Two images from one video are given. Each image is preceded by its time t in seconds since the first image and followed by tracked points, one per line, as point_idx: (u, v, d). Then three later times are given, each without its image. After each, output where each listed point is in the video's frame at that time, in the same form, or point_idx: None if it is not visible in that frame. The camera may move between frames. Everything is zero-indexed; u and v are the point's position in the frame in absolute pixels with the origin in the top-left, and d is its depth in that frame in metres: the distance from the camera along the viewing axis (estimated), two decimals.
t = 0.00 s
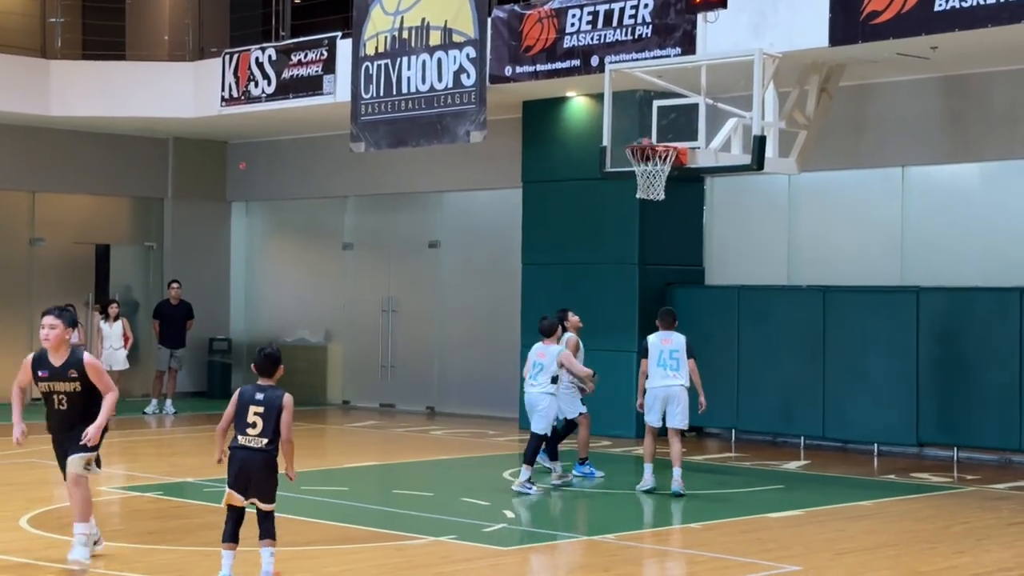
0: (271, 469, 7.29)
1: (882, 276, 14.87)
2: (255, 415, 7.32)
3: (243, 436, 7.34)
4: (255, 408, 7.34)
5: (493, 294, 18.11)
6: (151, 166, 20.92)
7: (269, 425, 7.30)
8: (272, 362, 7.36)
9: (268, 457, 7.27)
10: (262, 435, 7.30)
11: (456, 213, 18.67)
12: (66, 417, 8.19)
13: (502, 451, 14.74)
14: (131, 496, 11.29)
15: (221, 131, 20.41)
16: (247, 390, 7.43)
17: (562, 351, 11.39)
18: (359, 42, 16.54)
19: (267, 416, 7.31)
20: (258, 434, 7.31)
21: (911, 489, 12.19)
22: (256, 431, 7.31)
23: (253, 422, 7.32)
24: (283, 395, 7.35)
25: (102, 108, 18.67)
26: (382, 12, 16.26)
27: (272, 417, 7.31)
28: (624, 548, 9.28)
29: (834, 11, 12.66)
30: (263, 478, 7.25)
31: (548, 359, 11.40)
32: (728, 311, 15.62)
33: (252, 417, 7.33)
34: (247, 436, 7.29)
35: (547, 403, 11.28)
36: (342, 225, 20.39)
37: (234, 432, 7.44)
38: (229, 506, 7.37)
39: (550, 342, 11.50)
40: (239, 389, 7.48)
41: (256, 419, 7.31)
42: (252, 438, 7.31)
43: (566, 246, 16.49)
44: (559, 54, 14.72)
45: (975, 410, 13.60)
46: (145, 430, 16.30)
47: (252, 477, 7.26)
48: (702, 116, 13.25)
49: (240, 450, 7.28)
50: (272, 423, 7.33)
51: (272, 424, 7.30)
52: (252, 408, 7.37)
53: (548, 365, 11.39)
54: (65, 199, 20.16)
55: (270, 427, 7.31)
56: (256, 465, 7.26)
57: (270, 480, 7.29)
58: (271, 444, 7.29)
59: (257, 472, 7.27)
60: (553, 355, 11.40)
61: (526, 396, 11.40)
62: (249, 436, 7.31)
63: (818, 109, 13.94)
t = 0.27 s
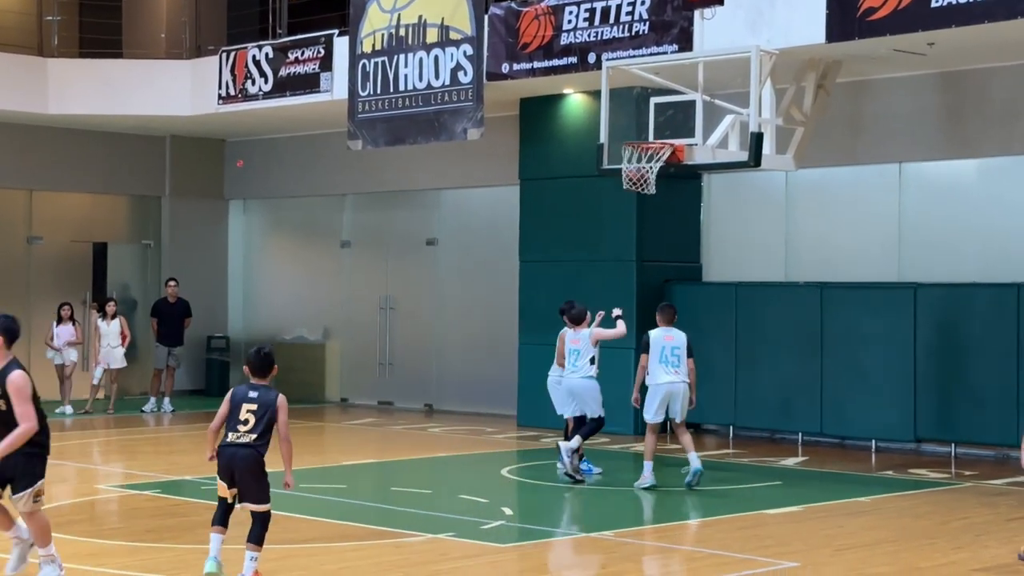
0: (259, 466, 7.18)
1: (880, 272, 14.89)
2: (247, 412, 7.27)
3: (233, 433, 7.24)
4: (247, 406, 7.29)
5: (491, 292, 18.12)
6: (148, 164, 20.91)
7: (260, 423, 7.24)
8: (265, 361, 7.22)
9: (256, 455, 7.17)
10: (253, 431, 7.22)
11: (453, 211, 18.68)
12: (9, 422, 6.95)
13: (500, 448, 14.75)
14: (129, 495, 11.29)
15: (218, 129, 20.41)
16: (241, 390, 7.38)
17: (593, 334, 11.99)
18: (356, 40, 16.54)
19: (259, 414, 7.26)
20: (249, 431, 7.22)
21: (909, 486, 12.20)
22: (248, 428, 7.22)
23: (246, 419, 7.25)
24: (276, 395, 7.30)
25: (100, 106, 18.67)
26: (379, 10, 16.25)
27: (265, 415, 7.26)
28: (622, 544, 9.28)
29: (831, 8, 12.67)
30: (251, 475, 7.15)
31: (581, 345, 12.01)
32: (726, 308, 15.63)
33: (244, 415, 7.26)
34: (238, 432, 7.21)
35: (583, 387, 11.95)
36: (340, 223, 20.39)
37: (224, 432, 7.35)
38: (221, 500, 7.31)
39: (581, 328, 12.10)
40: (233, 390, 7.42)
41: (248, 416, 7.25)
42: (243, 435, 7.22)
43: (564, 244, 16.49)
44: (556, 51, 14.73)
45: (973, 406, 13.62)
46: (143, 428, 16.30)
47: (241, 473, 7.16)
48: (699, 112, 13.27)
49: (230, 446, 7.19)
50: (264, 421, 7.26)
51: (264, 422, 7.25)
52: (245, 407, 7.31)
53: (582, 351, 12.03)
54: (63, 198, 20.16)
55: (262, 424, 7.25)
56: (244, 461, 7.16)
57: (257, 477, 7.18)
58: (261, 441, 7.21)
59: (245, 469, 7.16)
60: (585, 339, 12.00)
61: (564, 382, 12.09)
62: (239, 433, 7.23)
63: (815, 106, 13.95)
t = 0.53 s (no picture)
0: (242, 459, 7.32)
1: (875, 266, 14.90)
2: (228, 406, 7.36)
3: (216, 429, 7.36)
4: (228, 401, 7.37)
5: (486, 287, 18.13)
6: (143, 160, 20.89)
7: (241, 417, 7.34)
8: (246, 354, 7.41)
9: (238, 448, 7.30)
10: (235, 426, 7.34)
11: (449, 206, 18.68)
12: None
13: (496, 444, 14.77)
14: (125, 491, 11.29)
15: (213, 125, 20.39)
16: (222, 382, 7.46)
17: (624, 334, 11.86)
18: (351, 36, 16.53)
19: (240, 407, 7.35)
20: (232, 426, 7.33)
21: (904, 479, 12.23)
22: (230, 424, 7.34)
23: (228, 414, 7.35)
24: (256, 388, 7.38)
25: (95, 102, 18.64)
26: (373, 6, 16.25)
27: (246, 409, 7.35)
28: (618, 539, 9.30)
29: (826, 2, 12.67)
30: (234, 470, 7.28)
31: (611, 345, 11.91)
32: (722, 303, 15.64)
33: (226, 410, 7.36)
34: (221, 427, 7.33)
35: (616, 388, 11.92)
36: (335, 219, 20.38)
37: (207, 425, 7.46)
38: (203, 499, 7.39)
39: (610, 327, 11.96)
40: (214, 381, 7.50)
41: (230, 412, 7.34)
42: (226, 430, 7.34)
43: (559, 239, 16.50)
44: (551, 46, 14.73)
45: (968, 399, 13.64)
46: (139, 424, 16.30)
47: (225, 469, 7.30)
48: (694, 107, 13.28)
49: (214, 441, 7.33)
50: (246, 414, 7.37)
51: (245, 416, 7.35)
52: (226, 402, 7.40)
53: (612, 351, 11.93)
54: (58, 194, 20.14)
55: (243, 418, 7.35)
56: (227, 456, 7.30)
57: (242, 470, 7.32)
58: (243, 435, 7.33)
59: (228, 462, 7.29)
60: (617, 340, 11.88)
61: (595, 380, 12.06)
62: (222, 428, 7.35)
63: (810, 100, 13.97)
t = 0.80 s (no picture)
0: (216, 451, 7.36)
1: (871, 260, 14.91)
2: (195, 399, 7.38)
3: (189, 422, 7.41)
4: (195, 393, 7.38)
5: (482, 283, 18.12)
6: (137, 157, 20.85)
7: (208, 409, 7.35)
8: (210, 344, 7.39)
9: (209, 440, 7.34)
10: (204, 418, 7.36)
11: (443, 202, 18.67)
12: None
13: (492, 439, 14.77)
14: (121, 488, 11.28)
15: (207, 121, 20.36)
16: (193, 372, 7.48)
17: (665, 321, 12.18)
18: (345, 32, 16.51)
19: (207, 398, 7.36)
20: (201, 418, 7.36)
21: (900, 473, 12.24)
22: (198, 416, 7.37)
23: (196, 407, 7.37)
24: (217, 375, 7.34)
25: (88, 98, 18.60)
26: (368, 2, 16.23)
27: (211, 400, 7.34)
28: (614, 534, 9.31)
29: None
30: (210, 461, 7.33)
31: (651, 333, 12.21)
32: (717, 297, 15.64)
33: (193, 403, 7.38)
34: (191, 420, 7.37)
35: (660, 374, 12.18)
36: (330, 215, 20.36)
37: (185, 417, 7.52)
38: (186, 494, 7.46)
39: (650, 315, 12.29)
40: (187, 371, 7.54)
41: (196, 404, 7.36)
42: (197, 423, 7.37)
43: (554, 234, 16.50)
44: (546, 41, 14.71)
45: (964, 393, 13.65)
46: (135, 421, 16.28)
47: (198, 462, 7.35)
48: (689, 102, 13.28)
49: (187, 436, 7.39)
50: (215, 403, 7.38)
51: (213, 406, 7.36)
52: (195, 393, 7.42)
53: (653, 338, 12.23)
54: (52, 191, 20.10)
55: (211, 409, 7.36)
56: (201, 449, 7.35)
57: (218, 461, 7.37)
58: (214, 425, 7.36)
59: (201, 454, 7.35)
60: (658, 326, 12.19)
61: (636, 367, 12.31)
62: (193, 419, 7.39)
63: (805, 94, 13.97)
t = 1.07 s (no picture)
0: (201, 442, 7.44)
1: (863, 253, 14.94)
2: (183, 389, 7.46)
3: (174, 412, 7.48)
4: (183, 382, 7.47)
5: (475, 278, 18.13)
6: (130, 153, 20.82)
7: (196, 400, 7.44)
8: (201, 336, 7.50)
9: (195, 431, 7.42)
10: (191, 408, 7.45)
11: (436, 197, 18.66)
12: None
13: (485, 434, 14.78)
14: (114, 484, 11.28)
15: (199, 117, 20.34)
16: (179, 364, 7.57)
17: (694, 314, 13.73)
18: (338, 27, 16.50)
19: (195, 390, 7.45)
20: (188, 409, 7.45)
21: (892, 466, 12.27)
22: (185, 406, 7.45)
23: (183, 397, 7.45)
24: (207, 367, 7.47)
25: (81, 94, 18.58)
26: None
27: (200, 391, 7.43)
28: (608, 528, 9.33)
29: None
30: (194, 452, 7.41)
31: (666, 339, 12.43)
32: (710, 291, 15.65)
33: (181, 393, 7.45)
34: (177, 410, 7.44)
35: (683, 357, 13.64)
36: (323, 211, 20.35)
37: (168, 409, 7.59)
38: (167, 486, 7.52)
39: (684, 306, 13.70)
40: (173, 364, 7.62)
41: (185, 394, 7.44)
42: (183, 413, 7.46)
43: (547, 229, 16.50)
44: (538, 36, 14.71)
45: (956, 386, 13.69)
46: (129, 417, 16.28)
47: (183, 451, 7.42)
48: (681, 97, 13.30)
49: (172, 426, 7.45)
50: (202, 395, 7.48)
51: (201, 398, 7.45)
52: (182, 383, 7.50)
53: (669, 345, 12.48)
54: (44, 187, 20.08)
55: (199, 400, 7.45)
56: (186, 440, 7.42)
57: (201, 454, 7.45)
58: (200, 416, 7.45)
59: (187, 444, 7.42)
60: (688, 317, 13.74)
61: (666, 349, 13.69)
62: (178, 410, 7.46)
63: (797, 88, 13.99)
